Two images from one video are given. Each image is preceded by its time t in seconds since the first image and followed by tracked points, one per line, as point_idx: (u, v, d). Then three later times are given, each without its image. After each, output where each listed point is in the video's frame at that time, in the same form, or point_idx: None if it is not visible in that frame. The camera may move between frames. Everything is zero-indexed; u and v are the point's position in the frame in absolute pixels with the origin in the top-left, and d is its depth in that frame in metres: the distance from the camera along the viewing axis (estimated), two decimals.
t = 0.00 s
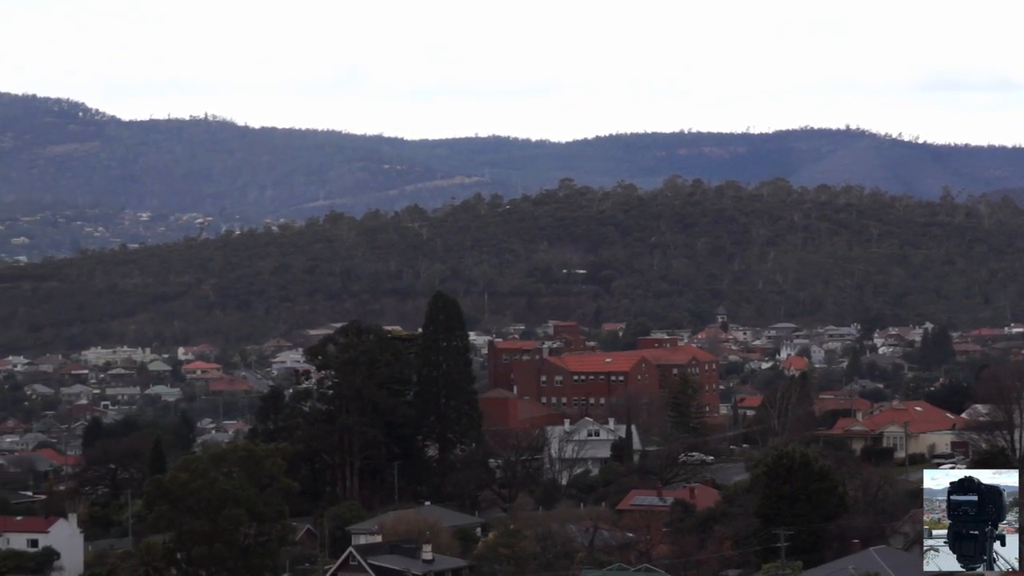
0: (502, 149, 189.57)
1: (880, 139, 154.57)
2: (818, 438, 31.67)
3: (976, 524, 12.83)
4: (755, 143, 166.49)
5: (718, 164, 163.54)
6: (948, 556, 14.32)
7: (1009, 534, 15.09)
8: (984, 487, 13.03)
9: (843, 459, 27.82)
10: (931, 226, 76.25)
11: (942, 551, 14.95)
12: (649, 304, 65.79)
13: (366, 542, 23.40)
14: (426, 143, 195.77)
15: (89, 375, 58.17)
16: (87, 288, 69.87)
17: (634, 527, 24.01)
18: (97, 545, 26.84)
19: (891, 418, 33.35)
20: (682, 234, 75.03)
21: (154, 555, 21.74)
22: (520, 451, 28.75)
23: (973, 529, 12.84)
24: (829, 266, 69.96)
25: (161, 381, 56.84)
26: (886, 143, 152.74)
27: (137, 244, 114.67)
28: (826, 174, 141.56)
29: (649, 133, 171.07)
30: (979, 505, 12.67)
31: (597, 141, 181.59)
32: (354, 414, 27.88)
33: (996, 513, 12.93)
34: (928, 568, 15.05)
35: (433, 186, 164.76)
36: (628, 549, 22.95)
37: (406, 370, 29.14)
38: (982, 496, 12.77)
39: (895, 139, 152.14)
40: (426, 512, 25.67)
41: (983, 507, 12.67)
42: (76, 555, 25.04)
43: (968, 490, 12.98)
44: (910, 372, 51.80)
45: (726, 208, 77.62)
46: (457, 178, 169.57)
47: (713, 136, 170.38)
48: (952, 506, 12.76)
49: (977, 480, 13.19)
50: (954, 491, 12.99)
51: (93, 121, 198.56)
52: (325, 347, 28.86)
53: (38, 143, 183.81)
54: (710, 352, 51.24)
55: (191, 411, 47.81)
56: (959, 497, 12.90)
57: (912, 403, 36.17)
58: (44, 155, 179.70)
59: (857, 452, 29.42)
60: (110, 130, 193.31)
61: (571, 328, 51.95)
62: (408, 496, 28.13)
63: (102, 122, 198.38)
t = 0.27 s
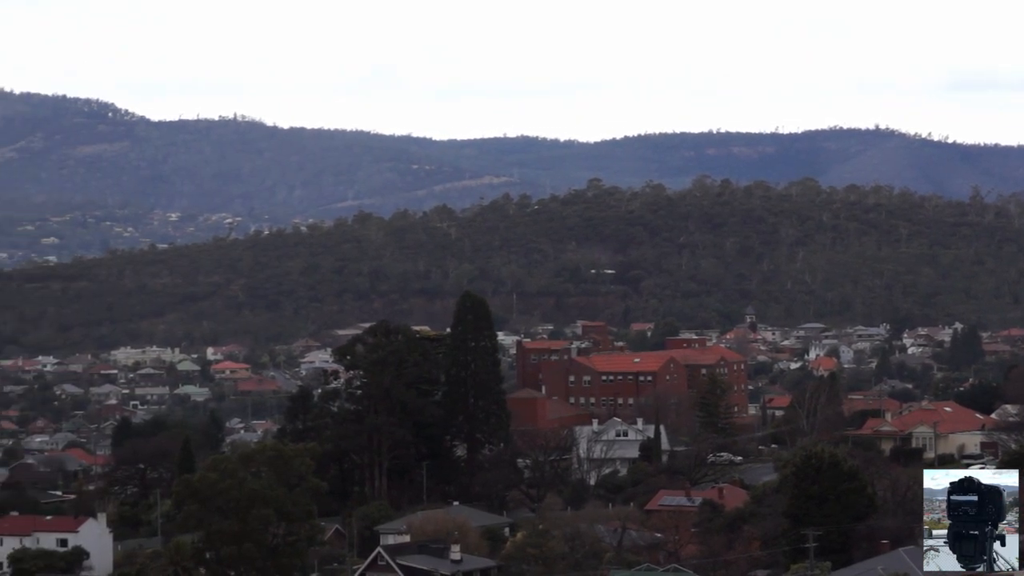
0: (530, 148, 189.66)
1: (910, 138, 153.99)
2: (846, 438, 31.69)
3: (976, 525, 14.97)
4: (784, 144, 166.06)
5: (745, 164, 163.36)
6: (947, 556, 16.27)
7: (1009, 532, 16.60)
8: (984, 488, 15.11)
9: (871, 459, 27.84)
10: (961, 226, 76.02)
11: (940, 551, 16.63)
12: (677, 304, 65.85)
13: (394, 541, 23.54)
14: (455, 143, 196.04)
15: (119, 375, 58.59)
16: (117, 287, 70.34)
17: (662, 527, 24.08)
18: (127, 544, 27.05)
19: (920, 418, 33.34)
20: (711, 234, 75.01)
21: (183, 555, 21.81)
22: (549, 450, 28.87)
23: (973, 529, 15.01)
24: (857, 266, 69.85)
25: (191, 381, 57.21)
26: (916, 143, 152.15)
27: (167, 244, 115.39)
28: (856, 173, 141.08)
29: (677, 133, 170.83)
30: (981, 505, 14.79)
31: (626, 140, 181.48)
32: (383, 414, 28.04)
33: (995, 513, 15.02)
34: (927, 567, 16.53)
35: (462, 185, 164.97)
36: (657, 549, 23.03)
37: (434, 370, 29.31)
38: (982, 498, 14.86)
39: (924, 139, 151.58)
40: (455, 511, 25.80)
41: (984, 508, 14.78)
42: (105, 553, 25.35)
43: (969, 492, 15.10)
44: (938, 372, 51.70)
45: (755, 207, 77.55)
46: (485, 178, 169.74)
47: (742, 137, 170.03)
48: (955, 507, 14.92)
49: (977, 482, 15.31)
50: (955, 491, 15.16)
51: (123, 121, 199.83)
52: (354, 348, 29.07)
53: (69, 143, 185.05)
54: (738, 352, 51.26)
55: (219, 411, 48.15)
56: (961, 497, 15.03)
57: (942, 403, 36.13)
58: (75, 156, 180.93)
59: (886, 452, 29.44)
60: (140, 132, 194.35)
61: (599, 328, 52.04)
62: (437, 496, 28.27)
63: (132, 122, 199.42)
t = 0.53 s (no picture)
0: (559, 148, 189.62)
1: (940, 137, 153.31)
2: (876, 439, 31.66)
3: (977, 524, 16.47)
4: (813, 143, 165.57)
5: (774, 163, 162.74)
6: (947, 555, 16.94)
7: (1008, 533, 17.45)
8: (985, 488, 16.43)
9: (901, 459, 27.83)
10: (992, 225, 75.67)
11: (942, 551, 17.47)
12: (706, 304, 65.80)
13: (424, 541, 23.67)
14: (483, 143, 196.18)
15: (148, 374, 59.00)
16: (147, 287, 70.75)
17: (692, 527, 24.11)
18: (156, 543, 27.22)
19: (950, 418, 33.27)
20: (740, 233, 74.90)
21: (214, 554, 22.05)
22: (578, 450, 28.95)
23: (974, 529, 16.53)
24: (887, 265, 69.63)
25: (221, 380, 57.50)
26: (946, 142, 151.49)
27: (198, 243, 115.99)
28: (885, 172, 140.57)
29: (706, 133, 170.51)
30: (981, 505, 16.24)
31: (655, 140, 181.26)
32: (412, 414, 28.19)
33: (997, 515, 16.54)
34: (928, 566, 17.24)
35: (490, 185, 165.07)
36: (686, 549, 23.09)
37: (464, 370, 29.42)
38: (982, 498, 16.26)
39: (954, 138, 150.92)
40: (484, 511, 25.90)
41: (983, 506, 16.25)
42: (135, 551, 25.55)
43: (968, 492, 16.45)
44: (969, 372, 51.50)
45: (784, 207, 77.38)
46: (514, 178, 169.80)
47: (771, 136, 169.61)
48: (956, 507, 16.39)
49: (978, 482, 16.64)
50: (956, 489, 16.44)
51: (153, 122, 200.92)
52: (383, 347, 29.19)
53: (99, 144, 186.25)
54: (767, 352, 51.20)
55: (249, 411, 48.41)
56: (961, 495, 16.41)
57: (972, 403, 36.03)
58: (105, 157, 182.25)
59: (916, 452, 29.39)
60: (170, 133, 195.36)
61: (628, 328, 52.03)
62: (466, 496, 28.40)
63: (163, 123, 200.43)
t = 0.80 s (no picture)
0: (585, 147, 189.51)
1: (968, 136, 152.64)
2: (902, 439, 31.61)
3: (978, 525, 14.48)
4: (840, 142, 165.03)
5: (801, 162, 161.34)
6: (947, 555, 17.80)
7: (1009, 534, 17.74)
8: (984, 487, 14.72)
9: (927, 459, 27.81)
10: (1020, 224, 75.32)
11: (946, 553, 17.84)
12: (732, 303, 65.74)
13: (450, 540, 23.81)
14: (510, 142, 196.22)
15: (175, 373, 59.36)
16: (173, 286, 71.17)
17: (718, 526, 24.14)
18: (183, 541, 27.46)
19: (977, 417, 33.21)
20: (766, 233, 74.77)
21: (240, 554, 22.35)
22: (604, 450, 29.04)
23: (975, 531, 14.51)
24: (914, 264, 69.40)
25: (247, 379, 57.75)
26: (974, 141, 150.84)
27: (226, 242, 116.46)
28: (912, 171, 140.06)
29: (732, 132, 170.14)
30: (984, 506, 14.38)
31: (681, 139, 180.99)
32: (438, 413, 28.36)
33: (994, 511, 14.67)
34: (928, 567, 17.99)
35: (516, 184, 165.07)
36: (712, 548, 23.17)
37: (490, 369, 29.54)
38: (984, 498, 14.45)
39: (982, 137, 150.25)
40: (511, 510, 26.03)
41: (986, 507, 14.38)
42: (162, 549, 25.79)
43: (971, 493, 14.64)
44: (996, 372, 51.31)
45: (811, 205, 77.12)
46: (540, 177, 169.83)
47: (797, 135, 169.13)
48: (957, 508, 14.42)
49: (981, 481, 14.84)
50: (955, 490, 14.70)
51: (180, 121, 201.68)
52: (409, 347, 29.33)
53: (127, 144, 187.34)
54: (793, 351, 51.14)
55: (275, 410, 48.64)
56: (961, 498, 14.54)
57: (999, 403, 35.94)
58: (132, 157, 183.24)
59: (942, 452, 29.35)
60: (197, 133, 196.15)
61: (654, 327, 51.94)
62: (492, 495, 28.57)
63: (190, 123, 201.28)
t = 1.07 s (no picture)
0: (608, 147, 189.43)
1: (993, 135, 151.93)
2: (928, 440, 31.60)
3: (979, 523, 13.93)
4: (864, 142, 164.53)
5: (824, 162, 160.33)
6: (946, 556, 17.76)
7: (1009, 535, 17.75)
8: (985, 488, 14.25)
9: (952, 460, 27.77)
10: None
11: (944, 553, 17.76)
12: (756, 303, 65.71)
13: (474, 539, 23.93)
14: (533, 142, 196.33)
15: (199, 373, 59.64)
16: (197, 286, 71.50)
17: (742, 526, 24.13)
18: (208, 541, 27.62)
19: (1001, 417, 33.17)
20: (790, 233, 74.66)
21: (263, 553, 22.34)
22: (627, 449, 29.11)
23: (976, 528, 13.97)
24: (940, 264, 69.21)
25: (271, 379, 58.00)
26: (999, 140, 150.12)
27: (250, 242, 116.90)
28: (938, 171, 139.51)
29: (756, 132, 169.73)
30: (985, 504, 13.86)
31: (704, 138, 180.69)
32: (461, 412, 28.46)
33: (997, 514, 14.21)
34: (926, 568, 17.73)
35: (539, 183, 165.10)
36: (735, 548, 23.24)
37: (513, 368, 29.64)
38: (985, 496, 13.95)
39: (1007, 136, 149.59)
40: (534, 510, 26.10)
41: (988, 506, 13.86)
42: (185, 549, 25.94)
43: (972, 492, 14.17)
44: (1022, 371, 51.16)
45: (835, 205, 76.94)
46: (564, 177, 169.56)
47: (821, 135, 168.64)
48: (957, 507, 13.93)
49: (979, 481, 14.44)
50: (956, 490, 14.25)
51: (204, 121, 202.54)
52: (432, 346, 29.44)
53: (150, 146, 188.52)
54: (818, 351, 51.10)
55: (299, 409, 48.85)
56: (962, 497, 14.06)
57: None
58: (156, 157, 183.99)
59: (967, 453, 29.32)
60: (221, 133, 196.85)
61: (677, 327, 51.92)
62: (515, 494, 28.73)
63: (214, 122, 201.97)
